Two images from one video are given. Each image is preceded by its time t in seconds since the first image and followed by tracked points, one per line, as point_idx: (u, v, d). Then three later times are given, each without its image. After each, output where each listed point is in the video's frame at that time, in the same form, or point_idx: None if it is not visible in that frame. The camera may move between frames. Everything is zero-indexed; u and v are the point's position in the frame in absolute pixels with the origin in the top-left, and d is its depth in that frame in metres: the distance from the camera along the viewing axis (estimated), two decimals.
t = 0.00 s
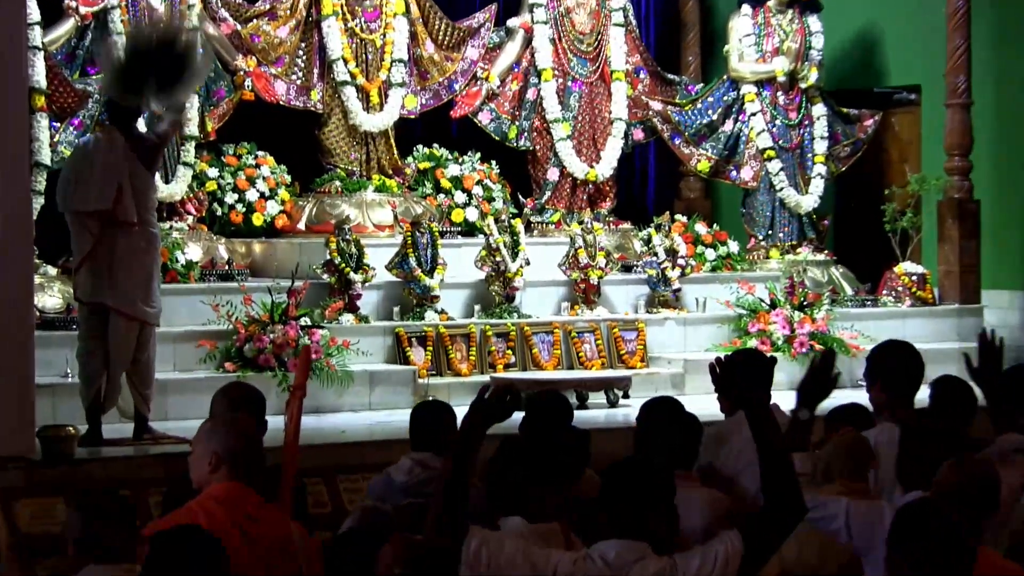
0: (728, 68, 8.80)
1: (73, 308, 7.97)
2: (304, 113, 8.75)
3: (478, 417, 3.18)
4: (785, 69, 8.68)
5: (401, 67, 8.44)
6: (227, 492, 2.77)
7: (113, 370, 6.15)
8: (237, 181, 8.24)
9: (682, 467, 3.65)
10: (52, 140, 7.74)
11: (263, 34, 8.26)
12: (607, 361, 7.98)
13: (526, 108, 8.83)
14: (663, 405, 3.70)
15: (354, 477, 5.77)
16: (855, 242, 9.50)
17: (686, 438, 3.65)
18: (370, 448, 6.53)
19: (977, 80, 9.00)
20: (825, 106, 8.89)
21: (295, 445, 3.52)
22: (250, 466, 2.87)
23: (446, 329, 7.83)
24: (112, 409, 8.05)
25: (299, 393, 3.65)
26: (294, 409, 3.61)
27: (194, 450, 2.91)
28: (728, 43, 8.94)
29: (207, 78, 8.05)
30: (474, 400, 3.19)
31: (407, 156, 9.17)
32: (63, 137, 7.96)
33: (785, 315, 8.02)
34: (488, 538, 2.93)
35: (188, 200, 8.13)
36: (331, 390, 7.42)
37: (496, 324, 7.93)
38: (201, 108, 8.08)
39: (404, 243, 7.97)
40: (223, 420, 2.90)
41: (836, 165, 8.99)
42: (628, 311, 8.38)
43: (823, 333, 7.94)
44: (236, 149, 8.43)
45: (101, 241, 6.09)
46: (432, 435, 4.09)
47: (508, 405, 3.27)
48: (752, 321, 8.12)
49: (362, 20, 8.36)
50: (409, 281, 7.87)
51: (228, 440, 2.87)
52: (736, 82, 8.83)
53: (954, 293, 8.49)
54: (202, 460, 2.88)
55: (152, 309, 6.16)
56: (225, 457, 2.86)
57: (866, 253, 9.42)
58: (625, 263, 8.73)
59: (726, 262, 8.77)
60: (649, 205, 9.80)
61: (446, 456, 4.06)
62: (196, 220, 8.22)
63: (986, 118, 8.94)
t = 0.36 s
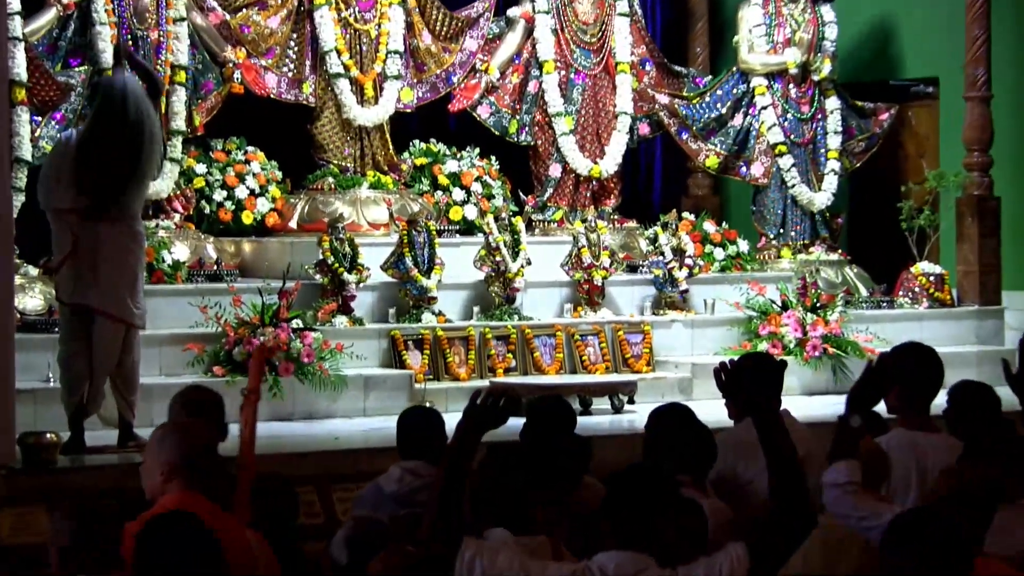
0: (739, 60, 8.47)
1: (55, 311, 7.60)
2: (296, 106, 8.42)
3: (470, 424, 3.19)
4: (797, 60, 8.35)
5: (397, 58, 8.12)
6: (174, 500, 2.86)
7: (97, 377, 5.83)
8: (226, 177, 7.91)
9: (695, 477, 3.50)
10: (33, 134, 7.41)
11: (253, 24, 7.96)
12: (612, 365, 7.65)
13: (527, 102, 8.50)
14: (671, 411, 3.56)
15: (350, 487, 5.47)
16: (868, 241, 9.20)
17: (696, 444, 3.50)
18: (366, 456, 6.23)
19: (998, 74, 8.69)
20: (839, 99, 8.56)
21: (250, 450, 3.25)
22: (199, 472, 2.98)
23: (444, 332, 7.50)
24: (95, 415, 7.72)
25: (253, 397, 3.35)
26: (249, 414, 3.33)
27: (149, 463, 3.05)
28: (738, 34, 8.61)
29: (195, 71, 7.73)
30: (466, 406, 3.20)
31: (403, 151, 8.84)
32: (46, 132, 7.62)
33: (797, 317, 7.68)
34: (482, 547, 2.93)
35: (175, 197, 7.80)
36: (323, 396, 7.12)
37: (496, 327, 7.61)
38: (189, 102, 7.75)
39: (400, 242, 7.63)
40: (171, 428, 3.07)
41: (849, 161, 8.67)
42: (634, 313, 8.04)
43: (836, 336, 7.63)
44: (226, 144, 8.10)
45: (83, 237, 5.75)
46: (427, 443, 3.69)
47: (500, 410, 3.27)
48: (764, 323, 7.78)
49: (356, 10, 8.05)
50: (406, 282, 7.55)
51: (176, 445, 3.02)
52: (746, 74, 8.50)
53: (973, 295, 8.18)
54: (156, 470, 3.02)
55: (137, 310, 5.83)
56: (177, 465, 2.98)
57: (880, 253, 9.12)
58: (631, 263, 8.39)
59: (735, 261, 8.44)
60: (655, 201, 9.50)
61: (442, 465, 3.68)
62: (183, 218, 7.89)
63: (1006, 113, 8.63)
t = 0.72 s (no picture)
0: (748, 51, 8.16)
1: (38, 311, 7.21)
2: (288, 100, 8.11)
3: (462, 430, 3.37)
4: (810, 52, 8.05)
5: (392, 49, 7.83)
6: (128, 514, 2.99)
7: (78, 383, 5.52)
8: (214, 173, 7.60)
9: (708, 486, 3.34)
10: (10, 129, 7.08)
11: (242, 13, 7.63)
12: (616, 369, 7.34)
13: (528, 95, 8.19)
14: (690, 419, 3.45)
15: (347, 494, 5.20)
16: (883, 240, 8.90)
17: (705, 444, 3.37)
18: (363, 461, 5.95)
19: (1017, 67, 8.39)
20: (852, 93, 8.26)
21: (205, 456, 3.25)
22: (154, 482, 3.07)
23: (442, 334, 7.19)
24: (77, 422, 7.36)
25: (209, 403, 3.32)
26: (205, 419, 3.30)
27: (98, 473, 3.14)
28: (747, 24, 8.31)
29: (181, 63, 7.42)
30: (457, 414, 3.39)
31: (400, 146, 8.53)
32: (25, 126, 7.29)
33: (810, 320, 7.36)
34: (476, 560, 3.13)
35: (160, 194, 7.48)
36: (315, 402, 6.80)
37: (496, 329, 7.28)
38: (175, 95, 7.44)
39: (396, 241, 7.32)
40: (124, 440, 3.17)
41: (863, 157, 8.36)
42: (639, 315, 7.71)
43: (851, 340, 7.32)
44: (214, 138, 7.79)
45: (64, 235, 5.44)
46: (422, 447, 3.58)
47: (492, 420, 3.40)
48: (774, 326, 7.47)
49: None
50: (402, 283, 7.24)
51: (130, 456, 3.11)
52: (756, 66, 8.19)
53: (992, 297, 7.89)
54: (108, 480, 3.11)
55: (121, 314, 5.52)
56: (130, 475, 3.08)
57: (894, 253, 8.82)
58: (636, 263, 8.07)
59: (745, 261, 8.12)
60: (662, 198, 9.20)
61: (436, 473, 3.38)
62: (169, 216, 7.57)
63: None
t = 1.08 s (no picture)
0: (759, 41, 7.87)
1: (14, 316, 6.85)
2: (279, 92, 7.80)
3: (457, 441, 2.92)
4: (824, 42, 7.74)
5: (388, 39, 7.55)
6: (102, 525, 2.63)
7: (60, 386, 5.16)
8: (202, 168, 7.29)
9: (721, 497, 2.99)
10: None
11: (232, 2, 7.33)
12: (622, 373, 7.02)
13: (529, 86, 7.90)
14: (694, 424, 3.06)
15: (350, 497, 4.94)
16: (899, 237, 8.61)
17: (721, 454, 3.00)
18: (361, 466, 5.68)
19: None
20: (868, 84, 7.96)
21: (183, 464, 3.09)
22: (126, 487, 2.72)
23: (440, 337, 6.87)
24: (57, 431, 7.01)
25: (183, 407, 3.13)
26: (181, 424, 3.11)
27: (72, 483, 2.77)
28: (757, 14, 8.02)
29: (168, 53, 7.13)
30: (451, 422, 2.95)
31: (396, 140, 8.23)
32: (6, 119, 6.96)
33: (824, 321, 7.07)
34: None
35: (146, 190, 7.15)
36: (307, 407, 6.46)
37: (496, 331, 6.97)
38: (162, 86, 7.14)
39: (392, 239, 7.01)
40: (98, 442, 2.79)
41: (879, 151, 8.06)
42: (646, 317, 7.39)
43: (867, 342, 7.00)
44: (203, 132, 7.48)
45: (48, 235, 5.10)
46: (417, 452, 3.30)
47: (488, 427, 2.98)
48: (787, 328, 7.16)
49: None
50: (397, 283, 6.92)
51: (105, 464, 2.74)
52: (767, 57, 7.91)
53: (1014, 297, 7.58)
54: (79, 489, 2.74)
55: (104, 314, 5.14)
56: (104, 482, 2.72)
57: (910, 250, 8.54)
58: (643, 263, 7.75)
59: (756, 261, 7.81)
60: (669, 194, 8.92)
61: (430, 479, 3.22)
62: (155, 213, 7.24)
63: None
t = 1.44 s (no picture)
0: (771, 29, 7.61)
1: None
2: (270, 84, 7.50)
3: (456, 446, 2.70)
4: (839, 31, 7.44)
5: (383, 28, 7.30)
6: (109, 533, 2.52)
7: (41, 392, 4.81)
8: (188, 165, 6.98)
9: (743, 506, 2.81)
10: None
11: None
12: (628, 378, 6.71)
13: (532, 78, 7.61)
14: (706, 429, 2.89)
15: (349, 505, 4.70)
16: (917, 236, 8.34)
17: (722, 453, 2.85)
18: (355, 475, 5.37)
19: None
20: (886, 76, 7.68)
21: (199, 477, 2.73)
22: (136, 495, 2.58)
23: (438, 339, 6.57)
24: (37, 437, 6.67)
25: (200, 411, 2.78)
26: (198, 435, 2.74)
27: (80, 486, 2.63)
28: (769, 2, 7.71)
29: (152, 42, 6.82)
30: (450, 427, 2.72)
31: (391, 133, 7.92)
32: None
33: (840, 324, 6.75)
34: None
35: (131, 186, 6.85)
36: (299, 412, 6.16)
37: (498, 334, 6.67)
38: (148, 77, 6.83)
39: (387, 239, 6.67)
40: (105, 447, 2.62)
41: (899, 145, 7.81)
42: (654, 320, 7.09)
43: (884, 345, 6.70)
44: (190, 125, 7.18)
45: (28, 233, 4.76)
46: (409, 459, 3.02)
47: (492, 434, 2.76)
48: (801, 330, 6.86)
49: None
50: (393, 283, 6.61)
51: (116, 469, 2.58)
52: (781, 47, 7.62)
53: None
54: (87, 496, 2.60)
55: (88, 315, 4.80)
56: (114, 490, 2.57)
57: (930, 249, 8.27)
58: (651, 262, 7.43)
59: (769, 260, 7.51)
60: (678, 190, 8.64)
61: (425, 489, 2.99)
62: (141, 210, 6.93)
63: None
